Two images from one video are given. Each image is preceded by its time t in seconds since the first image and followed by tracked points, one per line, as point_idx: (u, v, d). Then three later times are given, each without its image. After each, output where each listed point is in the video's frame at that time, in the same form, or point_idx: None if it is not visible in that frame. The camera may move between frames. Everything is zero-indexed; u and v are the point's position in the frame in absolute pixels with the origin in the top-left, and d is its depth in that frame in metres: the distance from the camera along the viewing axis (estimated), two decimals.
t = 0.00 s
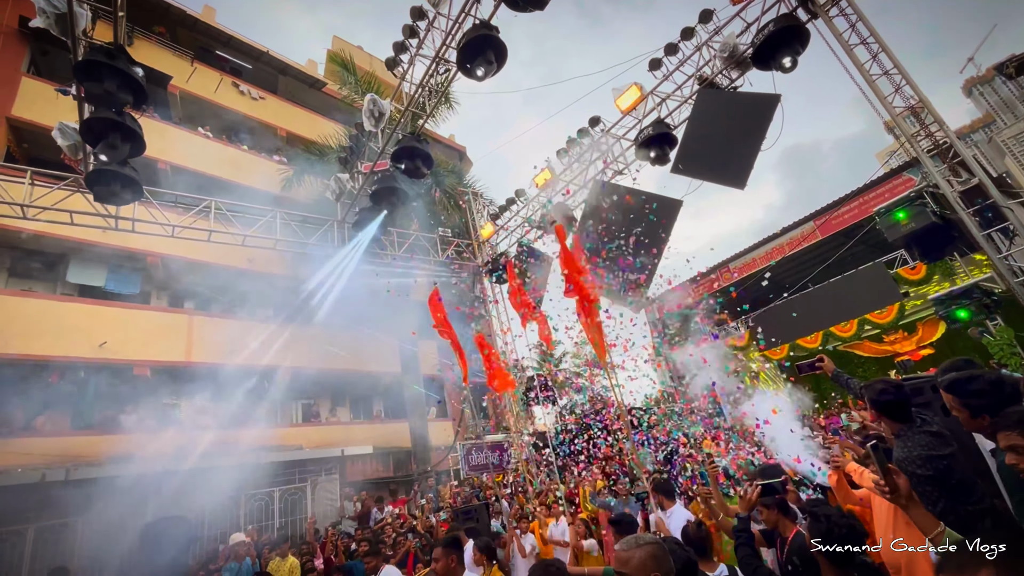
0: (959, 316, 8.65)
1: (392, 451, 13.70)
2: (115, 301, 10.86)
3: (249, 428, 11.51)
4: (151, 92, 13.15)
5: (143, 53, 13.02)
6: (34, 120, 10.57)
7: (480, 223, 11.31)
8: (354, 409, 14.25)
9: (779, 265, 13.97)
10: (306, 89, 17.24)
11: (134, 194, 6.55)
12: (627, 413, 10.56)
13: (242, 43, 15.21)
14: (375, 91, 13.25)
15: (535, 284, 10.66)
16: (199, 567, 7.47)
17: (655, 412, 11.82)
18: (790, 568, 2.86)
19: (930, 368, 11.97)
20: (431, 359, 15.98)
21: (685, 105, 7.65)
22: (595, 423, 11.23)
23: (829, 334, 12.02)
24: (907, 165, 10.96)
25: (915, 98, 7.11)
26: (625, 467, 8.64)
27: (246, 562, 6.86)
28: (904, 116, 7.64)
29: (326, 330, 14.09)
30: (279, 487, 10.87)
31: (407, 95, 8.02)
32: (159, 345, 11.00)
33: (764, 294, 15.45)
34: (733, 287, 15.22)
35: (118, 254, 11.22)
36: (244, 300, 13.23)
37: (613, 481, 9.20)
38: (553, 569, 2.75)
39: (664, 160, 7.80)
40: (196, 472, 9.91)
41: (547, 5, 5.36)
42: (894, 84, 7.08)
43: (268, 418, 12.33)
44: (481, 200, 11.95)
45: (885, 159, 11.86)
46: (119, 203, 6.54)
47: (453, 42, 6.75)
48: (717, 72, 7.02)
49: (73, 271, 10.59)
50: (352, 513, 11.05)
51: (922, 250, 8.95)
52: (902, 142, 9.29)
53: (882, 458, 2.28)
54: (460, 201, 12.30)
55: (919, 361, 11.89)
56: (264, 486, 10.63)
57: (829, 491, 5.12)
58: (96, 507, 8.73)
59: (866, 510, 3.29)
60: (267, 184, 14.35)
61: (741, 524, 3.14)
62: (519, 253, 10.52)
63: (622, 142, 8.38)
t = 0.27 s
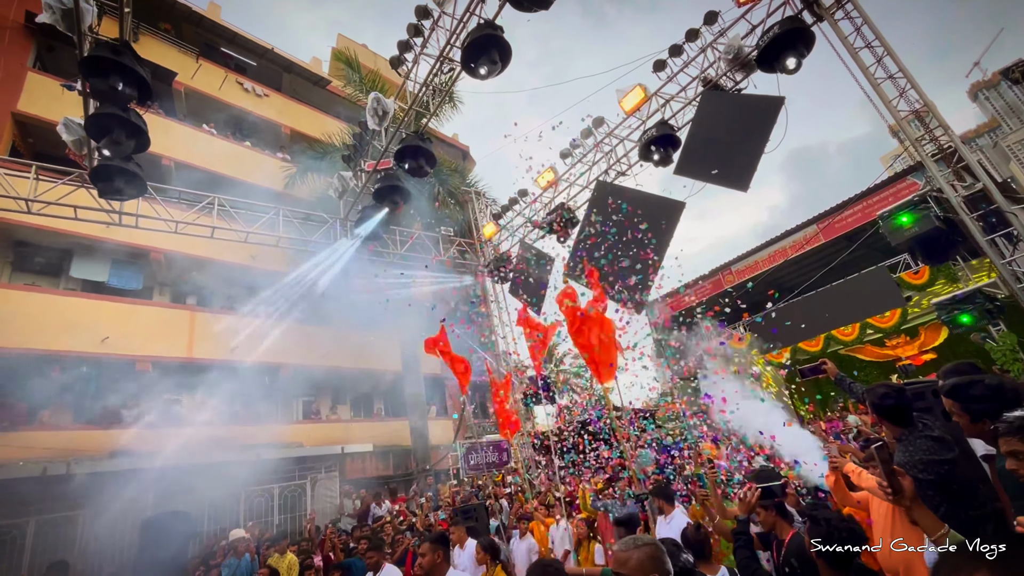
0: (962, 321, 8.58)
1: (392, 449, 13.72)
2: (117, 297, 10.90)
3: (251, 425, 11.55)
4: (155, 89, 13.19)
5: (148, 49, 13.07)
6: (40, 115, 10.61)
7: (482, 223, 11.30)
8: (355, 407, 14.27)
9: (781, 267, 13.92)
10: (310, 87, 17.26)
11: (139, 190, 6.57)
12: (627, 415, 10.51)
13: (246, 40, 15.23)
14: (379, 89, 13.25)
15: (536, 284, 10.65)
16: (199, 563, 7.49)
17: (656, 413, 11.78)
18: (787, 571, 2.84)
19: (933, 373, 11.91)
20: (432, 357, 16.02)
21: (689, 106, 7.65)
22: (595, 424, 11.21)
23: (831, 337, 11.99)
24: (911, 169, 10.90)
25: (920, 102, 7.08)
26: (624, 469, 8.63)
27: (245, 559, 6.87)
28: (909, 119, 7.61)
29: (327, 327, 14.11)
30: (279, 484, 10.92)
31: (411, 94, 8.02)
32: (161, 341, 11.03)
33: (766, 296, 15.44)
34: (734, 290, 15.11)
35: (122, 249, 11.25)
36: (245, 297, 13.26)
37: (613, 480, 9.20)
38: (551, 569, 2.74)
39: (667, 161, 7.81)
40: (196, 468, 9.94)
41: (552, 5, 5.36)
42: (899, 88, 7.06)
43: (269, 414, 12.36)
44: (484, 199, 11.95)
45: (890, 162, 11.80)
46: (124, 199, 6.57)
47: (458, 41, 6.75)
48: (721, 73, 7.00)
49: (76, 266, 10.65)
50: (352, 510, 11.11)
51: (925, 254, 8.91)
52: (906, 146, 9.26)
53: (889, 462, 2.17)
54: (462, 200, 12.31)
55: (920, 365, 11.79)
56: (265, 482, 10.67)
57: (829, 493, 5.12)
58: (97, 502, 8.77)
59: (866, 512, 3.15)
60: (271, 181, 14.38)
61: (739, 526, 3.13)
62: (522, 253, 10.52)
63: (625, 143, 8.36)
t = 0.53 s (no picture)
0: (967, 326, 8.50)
1: (392, 447, 13.73)
2: (121, 291, 10.93)
3: (252, 421, 11.58)
4: (161, 85, 13.23)
5: (155, 45, 13.11)
6: (46, 110, 10.65)
7: (485, 221, 11.29)
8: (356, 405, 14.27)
9: (784, 270, 13.89)
10: (315, 84, 17.30)
11: (143, 185, 6.59)
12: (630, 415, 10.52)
13: (253, 38, 15.26)
14: (384, 87, 13.25)
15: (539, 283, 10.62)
16: (198, 558, 7.51)
17: (658, 414, 11.74)
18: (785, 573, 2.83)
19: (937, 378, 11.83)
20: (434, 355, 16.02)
21: (694, 108, 7.63)
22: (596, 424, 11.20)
23: (834, 341, 11.93)
24: (917, 173, 10.84)
25: (926, 105, 7.03)
26: (625, 470, 8.60)
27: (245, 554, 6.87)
28: (915, 123, 7.56)
29: (329, 324, 14.12)
30: (280, 480, 10.94)
31: (416, 93, 8.01)
32: (164, 336, 11.06)
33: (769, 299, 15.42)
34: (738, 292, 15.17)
35: (126, 245, 11.28)
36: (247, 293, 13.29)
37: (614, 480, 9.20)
38: (550, 569, 2.73)
39: (672, 163, 7.79)
40: (197, 464, 9.96)
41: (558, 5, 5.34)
42: (905, 91, 7.02)
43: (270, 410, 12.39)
44: (488, 199, 11.95)
45: (895, 166, 11.75)
46: (129, 194, 6.59)
47: (463, 40, 6.74)
48: (727, 75, 6.98)
49: (80, 261, 10.69)
50: (351, 507, 11.12)
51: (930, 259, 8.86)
52: (912, 150, 9.21)
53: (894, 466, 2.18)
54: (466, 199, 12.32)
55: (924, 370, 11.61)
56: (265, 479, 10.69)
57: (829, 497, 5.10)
58: (99, 495, 8.81)
59: (865, 513, 3.18)
60: (275, 178, 14.41)
61: (739, 529, 3.12)
62: (525, 252, 10.51)
63: (630, 143, 8.35)
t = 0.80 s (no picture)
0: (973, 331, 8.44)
1: (394, 445, 13.76)
2: (127, 286, 10.98)
3: (256, 416, 11.63)
4: (169, 81, 13.29)
5: (163, 42, 13.18)
6: (55, 105, 10.75)
7: (490, 222, 11.31)
8: (358, 402, 14.30)
9: (789, 273, 13.82)
10: (322, 82, 17.34)
11: (151, 181, 6.64)
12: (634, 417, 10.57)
13: (260, 35, 15.31)
14: (390, 85, 13.26)
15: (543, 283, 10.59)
16: (201, 552, 7.53)
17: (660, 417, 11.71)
18: None
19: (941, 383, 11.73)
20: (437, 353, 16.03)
21: (700, 109, 7.61)
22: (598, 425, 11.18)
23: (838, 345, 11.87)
24: (924, 177, 10.75)
25: (935, 109, 6.98)
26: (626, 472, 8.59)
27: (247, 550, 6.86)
28: (923, 126, 7.51)
29: (333, 321, 14.17)
30: (282, 476, 10.99)
31: (422, 91, 8.02)
32: (170, 331, 11.14)
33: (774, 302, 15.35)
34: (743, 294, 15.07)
35: (132, 240, 11.36)
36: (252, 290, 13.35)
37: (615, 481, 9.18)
38: (551, 568, 2.74)
39: (678, 165, 7.76)
40: (201, 458, 10.02)
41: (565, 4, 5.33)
42: (914, 94, 6.96)
43: (274, 406, 12.45)
44: (492, 198, 11.94)
45: (903, 169, 11.67)
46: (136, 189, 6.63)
47: (470, 39, 6.74)
48: (734, 76, 6.94)
49: (88, 255, 10.78)
50: (353, 504, 11.16)
51: (937, 263, 8.80)
52: (920, 154, 9.14)
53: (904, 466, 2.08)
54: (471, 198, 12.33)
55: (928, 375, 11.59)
56: (267, 474, 10.74)
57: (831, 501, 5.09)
58: (104, 487, 8.87)
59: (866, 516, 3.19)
60: (281, 175, 14.47)
61: (740, 532, 3.11)
62: (529, 252, 10.50)
63: (635, 144, 8.33)
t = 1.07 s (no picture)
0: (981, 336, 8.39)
1: (397, 442, 13.78)
2: (135, 281, 11.07)
3: (260, 412, 11.69)
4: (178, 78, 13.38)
5: (173, 39, 13.28)
6: (66, 101, 10.84)
7: (496, 221, 11.30)
8: (362, 400, 14.34)
9: (796, 275, 13.71)
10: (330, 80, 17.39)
11: (159, 176, 6.67)
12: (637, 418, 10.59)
13: (269, 32, 15.38)
14: (398, 83, 13.28)
15: (548, 283, 10.57)
16: (204, 546, 7.57)
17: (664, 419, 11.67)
18: None
19: (950, 388, 11.58)
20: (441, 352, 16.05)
21: (708, 110, 7.57)
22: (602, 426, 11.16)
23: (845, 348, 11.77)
24: (935, 179, 10.63)
25: (946, 111, 6.90)
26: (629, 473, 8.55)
27: (250, 545, 6.88)
28: (933, 129, 7.44)
29: (338, 318, 14.21)
30: (286, 471, 11.04)
31: (429, 90, 8.02)
32: (177, 326, 11.22)
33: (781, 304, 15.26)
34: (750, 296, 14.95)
35: (141, 235, 11.44)
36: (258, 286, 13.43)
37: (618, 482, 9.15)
38: (552, 567, 2.73)
39: (685, 166, 7.71)
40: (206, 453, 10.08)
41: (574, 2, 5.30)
42: (925, 96, 6.88)
43: (278, 402, 12.50)
44: (498, 197, 11.93)
45: (913, 172, 11.55)
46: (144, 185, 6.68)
47: (478, 37, 6.73)
48: (742, 77, 6.90)
49: (96, 250, 10.87)
50: (355, 501, 11.20)
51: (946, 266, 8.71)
52: (931, 156, 9.05)
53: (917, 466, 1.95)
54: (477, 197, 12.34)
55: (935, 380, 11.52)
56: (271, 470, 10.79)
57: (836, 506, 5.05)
58: (110, 480, 8.96)
59: (873, 522, 3.16)
60: (289, 173, 14.53)
61: (743, 534, 3.09)
62: (534, 252, 10.48)
63: (642, 144, 8.30)
